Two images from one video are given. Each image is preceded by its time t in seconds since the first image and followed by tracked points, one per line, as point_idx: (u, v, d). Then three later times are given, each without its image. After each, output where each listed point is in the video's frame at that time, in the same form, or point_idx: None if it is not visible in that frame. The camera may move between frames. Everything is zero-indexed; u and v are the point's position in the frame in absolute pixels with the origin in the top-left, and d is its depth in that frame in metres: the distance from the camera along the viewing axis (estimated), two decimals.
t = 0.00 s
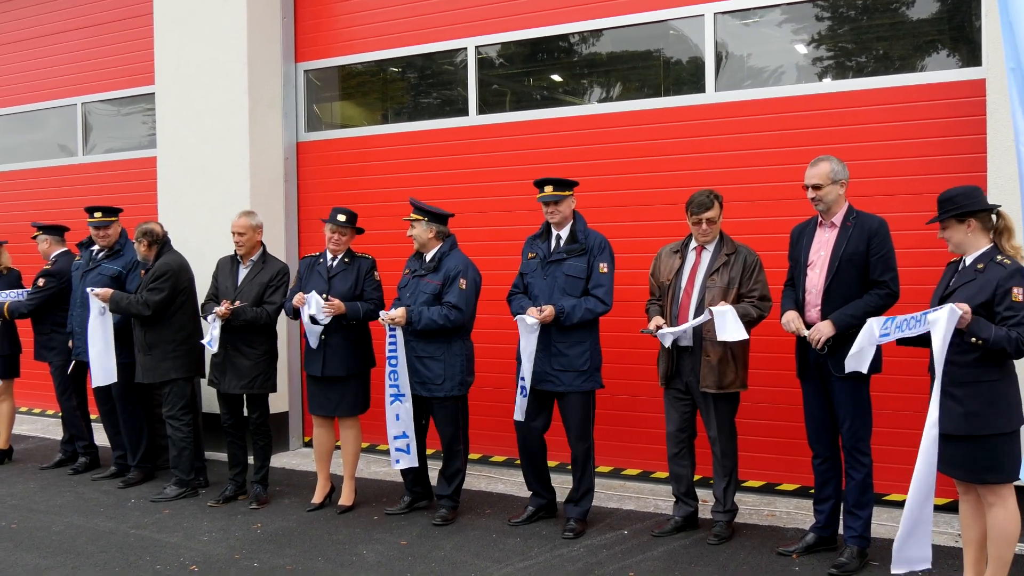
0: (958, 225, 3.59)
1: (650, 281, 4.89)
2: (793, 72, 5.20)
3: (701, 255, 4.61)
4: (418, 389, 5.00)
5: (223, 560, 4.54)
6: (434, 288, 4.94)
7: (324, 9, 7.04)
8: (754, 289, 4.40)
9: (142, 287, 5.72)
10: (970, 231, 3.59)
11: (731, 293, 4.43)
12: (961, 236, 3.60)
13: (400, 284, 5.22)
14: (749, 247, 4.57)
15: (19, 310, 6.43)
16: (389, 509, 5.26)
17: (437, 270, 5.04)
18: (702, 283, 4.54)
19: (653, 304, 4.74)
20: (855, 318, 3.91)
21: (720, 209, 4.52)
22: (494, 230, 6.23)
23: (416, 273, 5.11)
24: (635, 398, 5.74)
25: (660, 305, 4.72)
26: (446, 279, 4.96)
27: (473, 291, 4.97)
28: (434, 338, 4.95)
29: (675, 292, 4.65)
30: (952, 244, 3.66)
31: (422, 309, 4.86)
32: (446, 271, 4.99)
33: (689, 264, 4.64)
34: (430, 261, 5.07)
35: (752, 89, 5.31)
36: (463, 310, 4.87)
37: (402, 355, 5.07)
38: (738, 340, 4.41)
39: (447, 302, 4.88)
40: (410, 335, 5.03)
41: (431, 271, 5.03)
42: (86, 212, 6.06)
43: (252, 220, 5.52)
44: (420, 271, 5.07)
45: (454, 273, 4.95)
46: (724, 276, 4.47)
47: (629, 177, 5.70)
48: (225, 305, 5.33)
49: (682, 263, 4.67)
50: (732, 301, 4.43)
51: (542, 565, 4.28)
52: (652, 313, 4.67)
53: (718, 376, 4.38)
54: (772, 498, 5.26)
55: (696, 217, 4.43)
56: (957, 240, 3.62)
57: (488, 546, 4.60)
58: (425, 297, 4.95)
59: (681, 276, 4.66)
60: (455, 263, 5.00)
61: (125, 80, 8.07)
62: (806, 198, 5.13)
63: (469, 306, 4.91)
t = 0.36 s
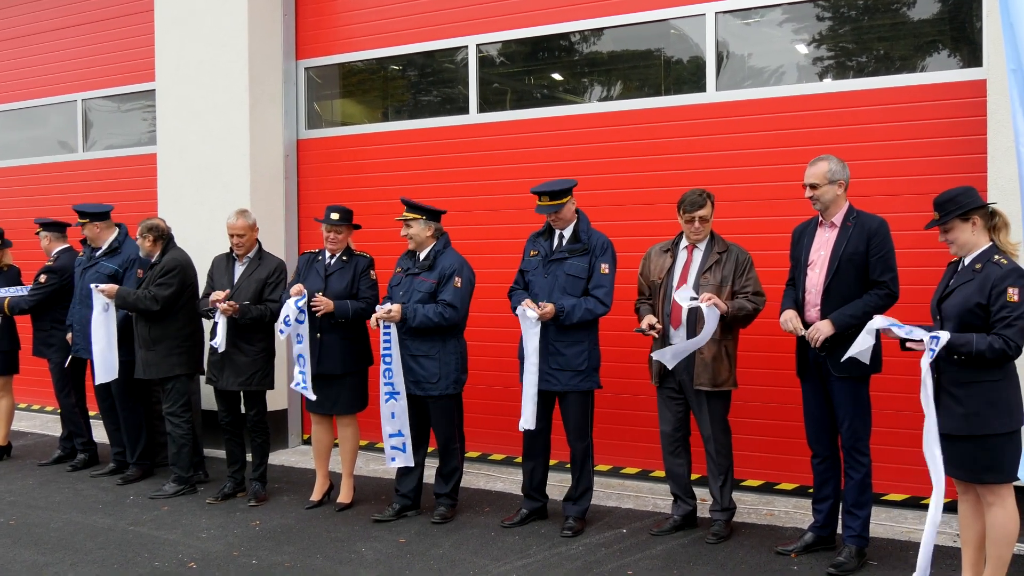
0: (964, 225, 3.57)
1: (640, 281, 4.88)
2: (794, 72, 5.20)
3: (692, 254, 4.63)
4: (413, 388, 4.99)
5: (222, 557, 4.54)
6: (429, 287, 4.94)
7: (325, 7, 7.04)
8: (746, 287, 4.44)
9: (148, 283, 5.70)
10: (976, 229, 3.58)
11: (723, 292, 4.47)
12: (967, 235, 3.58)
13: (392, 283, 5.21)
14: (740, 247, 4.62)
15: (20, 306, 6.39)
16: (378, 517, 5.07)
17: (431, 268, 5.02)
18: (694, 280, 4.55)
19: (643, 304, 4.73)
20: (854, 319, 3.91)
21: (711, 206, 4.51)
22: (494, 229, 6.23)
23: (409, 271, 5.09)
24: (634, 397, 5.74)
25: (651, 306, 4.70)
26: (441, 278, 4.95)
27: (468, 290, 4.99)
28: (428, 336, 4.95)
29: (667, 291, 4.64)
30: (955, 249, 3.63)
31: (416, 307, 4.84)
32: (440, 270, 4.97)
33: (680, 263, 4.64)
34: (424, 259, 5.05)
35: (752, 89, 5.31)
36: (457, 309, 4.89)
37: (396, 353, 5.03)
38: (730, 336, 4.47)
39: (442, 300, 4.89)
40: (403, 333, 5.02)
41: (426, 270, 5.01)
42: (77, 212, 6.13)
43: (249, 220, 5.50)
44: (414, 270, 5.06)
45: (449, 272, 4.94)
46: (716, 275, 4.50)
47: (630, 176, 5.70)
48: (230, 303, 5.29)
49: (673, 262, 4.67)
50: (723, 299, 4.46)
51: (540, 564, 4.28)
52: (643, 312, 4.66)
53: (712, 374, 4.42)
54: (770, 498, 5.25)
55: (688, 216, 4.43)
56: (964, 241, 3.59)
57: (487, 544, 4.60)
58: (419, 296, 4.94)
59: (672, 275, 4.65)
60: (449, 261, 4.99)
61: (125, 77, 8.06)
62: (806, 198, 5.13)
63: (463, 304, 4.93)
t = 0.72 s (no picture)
0: (965, 222, 3.58)
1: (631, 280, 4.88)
2: (793, 70, 5.20)
3: (686, 252, 4.62)
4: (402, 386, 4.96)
5: (219, 555, 4.54)
6: (424, 282, 4.92)
7: (323, 5, 7.03)
8: (741, 287, 4.45)
9: (162, 280, 5.78)
10: (977, 228, 3.58)
11: (719, 291, 4.47)
12: (967, 233, 3.59)
13: (371, 280, 5.13)
14: (733, 245, 4.61)
15: (18, 301, 6.41)
16: (374, 517, 5.07)
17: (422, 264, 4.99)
18: (689, 279, 4.55)
19: (636, 302, 4.74)
20: (852, 318, 3.91)
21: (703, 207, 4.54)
22: (493, 227, 6.22)
23: (396, 268, 5.03)
24: (632, 395, 5.74)
25: (645, 304, 4.70)
26: (436, 272, 4.96)
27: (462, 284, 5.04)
28: (422, 331, 4.94)
29: (660, 290, 4.64)
30: (954, 245, 3.64)
31: (413, 300, 4.81)
32: (434, 264, 4.98)
33: (673, 262, 4.65)
34: (413, 256, 5.01)
35: (751, 87, 5.31)
36: (455, 301, 4.92)
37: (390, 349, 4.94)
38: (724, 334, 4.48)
39: (438, 293, 4.89)
40: (399, 328, 4.98)
41: (418, 266, 4.98)
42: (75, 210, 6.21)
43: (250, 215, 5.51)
44: (402, 267, 5.00)
45: (444, 266, 4.97)
46: (711, 274, 4.49)
47: (629, 174, 5.70)
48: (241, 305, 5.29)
49: (666, 261, 4.68)
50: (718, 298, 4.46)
51: (538, 562, 4.28)
52: (637, 311, 4.67)
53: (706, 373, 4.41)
54: (769, 496, 5.26)
55: (682, 216, 4.44)
56: (964, 238, 3.60)
57: (485, 542, 4.60)
58: (414, 291, 4.92)
59: (665, 275, 4.66)
60: (441, 256, 5.01)
61: (124, 74, 8.05)
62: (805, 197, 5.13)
63: (459, 297, 4.95)
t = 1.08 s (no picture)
0: (964, 220, 3.57)
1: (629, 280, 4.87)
2: (792, 70, 5.20)
3: (684, 252, 4.62)
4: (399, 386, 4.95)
5: (218, 554, 4.54)
6: (430, 280, 4.94)
7: (323, 5, 7.03)
8: (741, 286, 4.46)
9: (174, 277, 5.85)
10: (974, 228, 3.58)
11: (718, 291, 4.47)
12: (964, 232, 3.59)
13: (366, 279, 5.07)
14: (730, 244, 4.62)
15: (25, 298, 6.43)
16: (374, 515, 5.07)
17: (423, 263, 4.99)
18: (689, 279, 4.55)
19: (634, 302, 4.75)
20: (848, 313, 3.92)
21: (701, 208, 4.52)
22: (492, 226, 6.22)
23: (395, 267, 5.00)
24: (631, 395, 5.74)
25: (643, 304, 4.71)
26: (440, 270, 4.98)
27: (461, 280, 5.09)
28: (429, 329, 4.93)
29: (659, 290, 4.64)
30: (949, 239, 3.65)
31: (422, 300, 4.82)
32: (437, 262, 4.99)
33: (671, 263, 4.65)
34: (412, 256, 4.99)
35: (750, 87, 5.31)
36: (460, 298, 4.96)
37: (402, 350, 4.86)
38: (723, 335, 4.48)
39: (444, 292, 4.93)
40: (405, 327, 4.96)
41: (418, 265, 4.98)
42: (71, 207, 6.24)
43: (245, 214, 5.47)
44: (402, 267, 4.98)
45: (448, 263, 5.00)
46: (710, 274, 4.49)
47: (629, 174, 5.70)
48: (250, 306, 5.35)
49: (663, 261, 4.67)
50: (718, 296, 4.47)
51: (538, 561, 4.28)
52: (636, 311, 4.67)
53: (709, 372, 4.43)
54: (767, 496, 5.26)
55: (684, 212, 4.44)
56: (959, 236, 3.61)
57: (483, 541, 4.60)
58: (419, 290, 4.92)
59: (664, 275, 4.66)
60: (442, 254, 5.03)
61: (123, 73, 8.05)
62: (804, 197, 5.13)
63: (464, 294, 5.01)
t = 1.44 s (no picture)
0: (963, 219, 3.58)
1: (633, 280, 4.86)
2: (791, 71, 5.20)
3: (689, 252, 4.61)
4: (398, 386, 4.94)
5: (217, 554, 4.54)
6: (433, 282, 4.93)
7: (322, 5, 7.03)
8: (744, 286, 4.46)
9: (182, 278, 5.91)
10: (973, 228, 3.59)
11: (721, 291, 4.48)
12: (963, 231, 3.60)
13: (366, 279, 5.07)
14: (736, 245, 4.62)
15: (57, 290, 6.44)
16: (372, 515, 5.07)
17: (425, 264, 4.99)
18: (693, 279, 4.55)
19: (638, 302, 4.73)
20: (846, 312, 3.93)
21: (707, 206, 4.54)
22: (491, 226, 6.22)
23: (396, 268, 5.00)
24: (630, 395, 5.74)
25: (647, 304, 4.70)
26: (443, 272, 4.97)
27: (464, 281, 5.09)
28: (430, 331, 4.94)
29: (664, 290, 4.64)
30: (947, 237, 3.65)
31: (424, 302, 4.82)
32: (440, 263, 4.99)
33: (676, 263, 4.64)
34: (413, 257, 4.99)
35: (749, 87, 5.31)
36: (462, 301, 4.96)
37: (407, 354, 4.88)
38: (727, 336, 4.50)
39: (447, 294, 4.93)
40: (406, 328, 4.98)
41: (421, 266, 4.97)
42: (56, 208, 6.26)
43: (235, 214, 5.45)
44: (403, 267, 4.98)
45: (451, 265, 4.99)
46: (715, 273, 4.49)
47: (628, 174, 5.70)
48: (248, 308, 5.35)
49: (668, 262, 4.67)
50: (722, 296, 4.48)
51: (536, 562, 4.28)
52: (640, 310, 4.66)
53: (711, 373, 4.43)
54: (766, 496, 5.26)
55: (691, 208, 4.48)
56: (958, 234, 3.61)
57: (482, 542, 4.60)
58: (421, 291, 4.91)
59: (668, 275, 4.65)
60: (445, 256, 5.02)
61: (123, 73, 8.05)
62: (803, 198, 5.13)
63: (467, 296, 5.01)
